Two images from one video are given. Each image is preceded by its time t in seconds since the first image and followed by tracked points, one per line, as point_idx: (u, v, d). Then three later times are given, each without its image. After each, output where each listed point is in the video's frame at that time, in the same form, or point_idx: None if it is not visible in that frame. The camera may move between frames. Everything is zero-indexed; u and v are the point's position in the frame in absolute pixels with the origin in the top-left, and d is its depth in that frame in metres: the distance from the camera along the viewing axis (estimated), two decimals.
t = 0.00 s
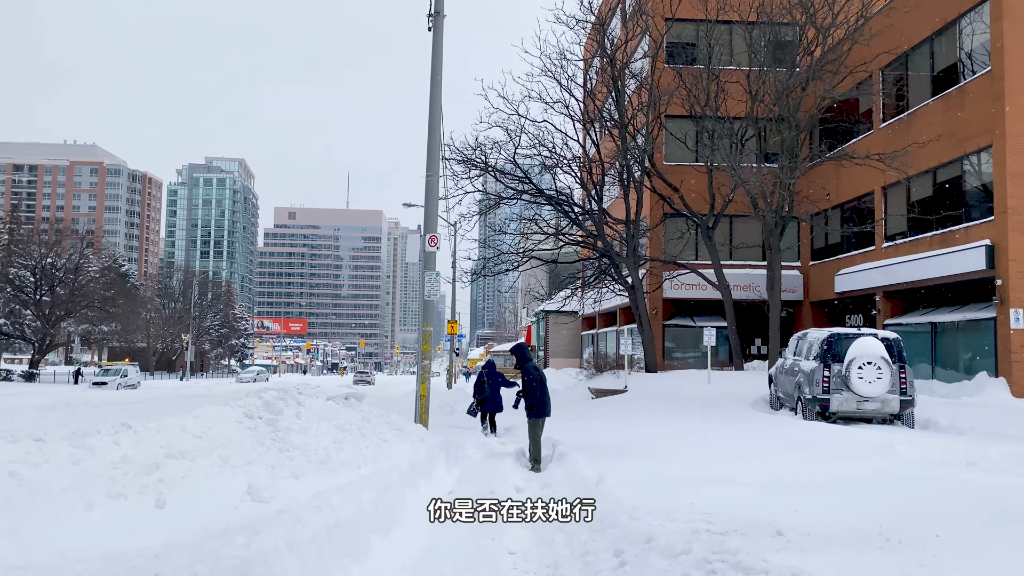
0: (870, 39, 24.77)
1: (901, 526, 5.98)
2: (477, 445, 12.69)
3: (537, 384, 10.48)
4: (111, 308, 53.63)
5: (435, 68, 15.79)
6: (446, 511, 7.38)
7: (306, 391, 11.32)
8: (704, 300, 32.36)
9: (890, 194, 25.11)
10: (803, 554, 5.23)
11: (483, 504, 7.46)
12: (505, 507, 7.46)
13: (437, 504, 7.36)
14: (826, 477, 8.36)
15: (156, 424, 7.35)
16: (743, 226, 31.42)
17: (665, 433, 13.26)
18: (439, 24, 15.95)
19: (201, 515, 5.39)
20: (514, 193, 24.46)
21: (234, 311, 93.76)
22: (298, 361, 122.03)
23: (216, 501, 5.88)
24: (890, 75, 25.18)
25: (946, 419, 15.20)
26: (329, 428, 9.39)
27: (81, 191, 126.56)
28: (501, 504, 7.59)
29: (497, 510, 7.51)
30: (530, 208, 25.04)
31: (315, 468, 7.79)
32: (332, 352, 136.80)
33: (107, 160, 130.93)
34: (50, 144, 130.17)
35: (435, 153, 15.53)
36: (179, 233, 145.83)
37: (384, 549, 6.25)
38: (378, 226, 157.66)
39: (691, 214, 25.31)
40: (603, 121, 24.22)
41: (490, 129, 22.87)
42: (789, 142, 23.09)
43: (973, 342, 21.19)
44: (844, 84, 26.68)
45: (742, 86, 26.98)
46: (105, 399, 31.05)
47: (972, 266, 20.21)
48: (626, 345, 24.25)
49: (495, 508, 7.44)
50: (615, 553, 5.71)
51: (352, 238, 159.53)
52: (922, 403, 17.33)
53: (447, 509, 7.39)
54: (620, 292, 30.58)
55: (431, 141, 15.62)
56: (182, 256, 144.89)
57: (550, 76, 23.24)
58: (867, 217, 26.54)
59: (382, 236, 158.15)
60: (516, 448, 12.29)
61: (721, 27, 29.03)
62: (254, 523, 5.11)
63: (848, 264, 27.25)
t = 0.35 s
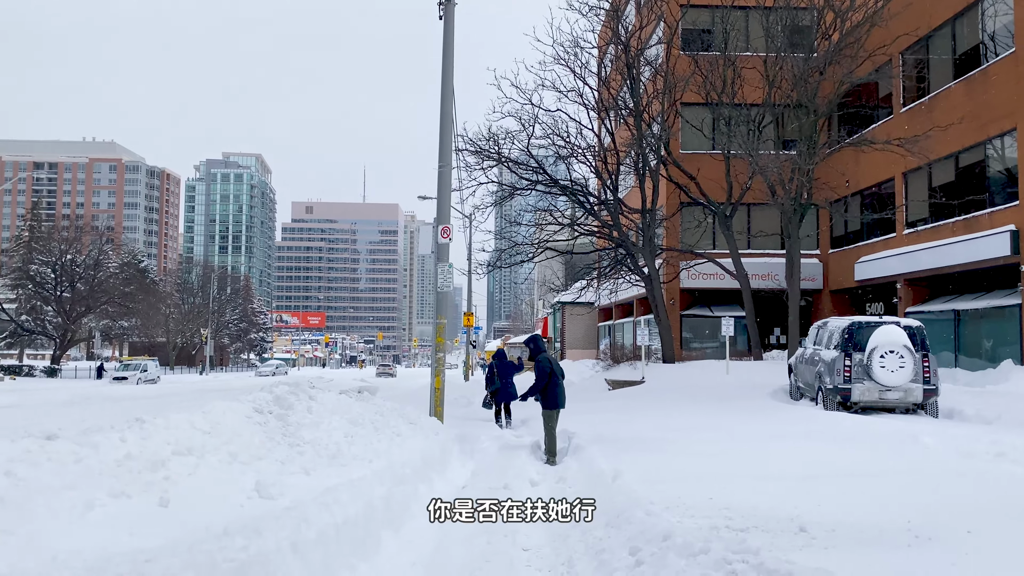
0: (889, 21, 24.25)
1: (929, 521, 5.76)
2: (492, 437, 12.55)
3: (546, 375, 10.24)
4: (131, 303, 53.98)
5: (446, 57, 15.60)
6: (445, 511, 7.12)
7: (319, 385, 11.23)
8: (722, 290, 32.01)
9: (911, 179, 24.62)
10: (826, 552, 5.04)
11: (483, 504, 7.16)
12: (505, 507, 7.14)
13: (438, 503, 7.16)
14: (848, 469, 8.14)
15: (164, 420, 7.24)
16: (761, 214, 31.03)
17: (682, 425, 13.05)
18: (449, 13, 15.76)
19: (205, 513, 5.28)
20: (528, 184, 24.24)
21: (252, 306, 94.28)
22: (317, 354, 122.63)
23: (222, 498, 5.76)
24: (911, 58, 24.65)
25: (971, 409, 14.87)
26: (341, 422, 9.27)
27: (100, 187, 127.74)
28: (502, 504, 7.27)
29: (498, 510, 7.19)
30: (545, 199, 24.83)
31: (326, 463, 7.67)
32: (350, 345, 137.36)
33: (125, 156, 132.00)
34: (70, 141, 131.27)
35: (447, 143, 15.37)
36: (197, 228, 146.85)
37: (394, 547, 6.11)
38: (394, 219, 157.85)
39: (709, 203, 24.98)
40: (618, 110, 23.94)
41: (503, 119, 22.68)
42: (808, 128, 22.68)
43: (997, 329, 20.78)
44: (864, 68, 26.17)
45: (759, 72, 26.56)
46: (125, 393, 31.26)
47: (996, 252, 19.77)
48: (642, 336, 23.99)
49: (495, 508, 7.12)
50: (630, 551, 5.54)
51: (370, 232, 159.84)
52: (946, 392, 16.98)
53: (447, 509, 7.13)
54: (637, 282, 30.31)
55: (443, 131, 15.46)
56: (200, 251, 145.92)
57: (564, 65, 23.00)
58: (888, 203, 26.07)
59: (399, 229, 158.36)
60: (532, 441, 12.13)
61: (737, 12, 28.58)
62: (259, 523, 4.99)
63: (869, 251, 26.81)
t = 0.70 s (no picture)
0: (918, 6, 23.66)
1: (961, 520, 5.53)
2: (513, 433, 12.43)
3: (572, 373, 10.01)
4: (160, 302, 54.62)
5: (464, 51, 15.47)
6: (445, 511, 6.92)
7: (338, 381, 11.19)
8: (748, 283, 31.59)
9: (942, 167, 24.05)
10: (853, 554, 4.85)
11: (482, 504, 6.97)
12: (505, 507, 6.93)
13: (439, 503, 6.99)
14: (877, 466, 7.89)
15: (178, 417, 7.20)
16: (787, 205, 30.54)
17: (707, 420, 12.83)
18: (467, 5, 15.62)
19: (215, 513, 5.21)
20: (549, 177, 24.03)
21: (280, 303, 95.05)
22: (344, 351, 123.32)
23: (233, 497, 5.70)
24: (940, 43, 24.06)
25: (1006, 401, 14.47)
26: (358, 418, 9.20)
27: (130, 188, 129.57)
28: (502, 503, 7.07)
29: (498, 510, 6.99)
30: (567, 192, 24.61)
31: (341, 459, 7.59)
32: (377, 341, 138.05)
33: (154, 157, 133.76)
34: (100, 143, 133.26)
35: (466, 137, 15.25)
36: (225, 227, 148.41)
37: (408, 545, 6.02)
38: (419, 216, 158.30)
39: (733, 195, 24.60)
40: (640, 102, 23.65)
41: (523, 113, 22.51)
42: (834, 117, 22.21)
43: None
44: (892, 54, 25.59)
45: (784, 61, 26.09)
46: (153, 391, 31.60)
47: None
48: (667, 330, 23.72)
49: (495, 507, 6.92)
50: (648, 552, 5.39)
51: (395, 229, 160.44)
52: (980, 384, 16.56)
53: (446, 510, 6.93)
54: (661, 276, 30.00)
55: (461, 125, 15.34)
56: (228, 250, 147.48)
57: (584, 57, 22.76)
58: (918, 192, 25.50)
59: (424, 226, 158.79)
60: (553, 437, 11.98)
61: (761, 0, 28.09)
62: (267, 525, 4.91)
63: (898, 241, 26.26)
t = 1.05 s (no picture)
0: None
1: (992, 524, 5.32)
2: (534, 434, 12.30)
3: (604, 372, 9.78)
4: (184, 304, 55.19)
5: (481, 49, 15.35)
6: (445, 511, 6.79)
7: (357, 382, 11.13)
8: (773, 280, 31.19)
9: (971, 161, 23.54)
10: (879, 559, 4.66)
11: (482, 504, 6.90)
12: (505, 507, 6.88)
13: (439, 502, 6.81)
14: (906, 466, 7.67)
15: (193, 419, 7.16)
16: (812, 201, 30.09)
17: (730, 420, 12.62)
18: (484, 3, 15.49)
19: (226, 516, 5.14)
20: (569, 175, 23.85)
21: (303, 304, 95.63)
22: (367, 351, 123.68)
23: (246, 499, 5.63)
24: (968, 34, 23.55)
25: None
26: (376, 420, 9.12)
27: (155, 191, 130.97)
28: (502, 503, 7.00)
29: (498, 509, 6.92)
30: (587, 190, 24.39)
31: (358, 461, 7.51)
32: (399, 341, 138.38)
33: (178, 160, 135.16)
34: (125, 147, 134.92)
35: (484, 136, 15.14)
36: (248, 229, 149.67)
37: (422, 548, 5.91)
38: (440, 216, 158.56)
39: (756, 191, 24.25)
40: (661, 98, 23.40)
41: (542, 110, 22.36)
42: (859, 111, 21.81)
43: None
44: (919, 46, 25.09)
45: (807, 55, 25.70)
46: (176, 391, 31.89)
47: None
48: (690, 329, 23.44)
49: (495, 507, 6.85)
50: (666, 556, 5.24)
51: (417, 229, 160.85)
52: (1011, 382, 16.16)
53: (446, 509, 6.80)
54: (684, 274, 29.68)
55: (479, 124, 15.23)
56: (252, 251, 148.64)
57: (604, 54, 22.58)
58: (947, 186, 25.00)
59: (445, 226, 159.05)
60: (574, 438, 11.84)
61: None
62: (277, 529, 4.83)
63: (926, 237, 25.77)
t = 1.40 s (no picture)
0: None
1: (1009, 526, 5.26)
2: (547, 436, 12.28)
3: (621, 372, 9.79)
4: (200, 305, 55.64)
5: (493, 51, 15.36)
6: (445, 511, 6.60)
7: (369, 384, 11.16)
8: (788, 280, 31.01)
9: (988, 160, 23.31)
10: (893, 561, 4.63)
11: (482, 504, 6.87)
12: (505, 507, 6.92)
13: (439, 502, 6.61)
14: (921, 468, 7.61)
15: (206, 421, 7.20)
16: (827, 201, 29.89)
17: (744, 422, 12.54)
18: (496, 5, 15.50)
19: (240, 517, 5.18)
20: (582, 176, 23.83)
21: (318, 306, 96.12)
22: (381, 353, 124.02)
23: (259, 500, 5.66)
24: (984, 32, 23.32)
25: None
26: (388, 421, 9.16)
27: (171, 194, 132.06)
28: (500, 504, 7.01)
29: (497, 510, 6.94)
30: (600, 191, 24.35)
31: (370, 462, 7.53)
32: (413, 343, 138.70)
33: (193, 163, 136.21)
34: (141, 150, 136.18)
35: (496, 137, 15.16)
36: (263, 232, 150.58)
37: (435, 549, 5.93)
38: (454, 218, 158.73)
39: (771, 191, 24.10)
40: (675, 98, 23.31)
41: (555, 111, 22.37)
42: (874, 110, 21.63)
43: None
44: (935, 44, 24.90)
45: (821, 54, 25.54)
46: (191, 393, 32.10)
47: None
48: (704, 329, 23.33)
49: (496, 508, 6.87)
50: (678, 558, 5.22)
51: (430, 231, 161.12)
52: None
53: (446, 509, 6.62)
54: (698, 274, 29.57)
55: (491, 125, 15.25)
56: (267, 254, 149.50)
57: (617, 54, 22.54)
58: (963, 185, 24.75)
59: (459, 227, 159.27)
60: (587, 439, 11.81)
61: None
62: (289, 530, 4.85)
63: (943, 237, 25.53)
